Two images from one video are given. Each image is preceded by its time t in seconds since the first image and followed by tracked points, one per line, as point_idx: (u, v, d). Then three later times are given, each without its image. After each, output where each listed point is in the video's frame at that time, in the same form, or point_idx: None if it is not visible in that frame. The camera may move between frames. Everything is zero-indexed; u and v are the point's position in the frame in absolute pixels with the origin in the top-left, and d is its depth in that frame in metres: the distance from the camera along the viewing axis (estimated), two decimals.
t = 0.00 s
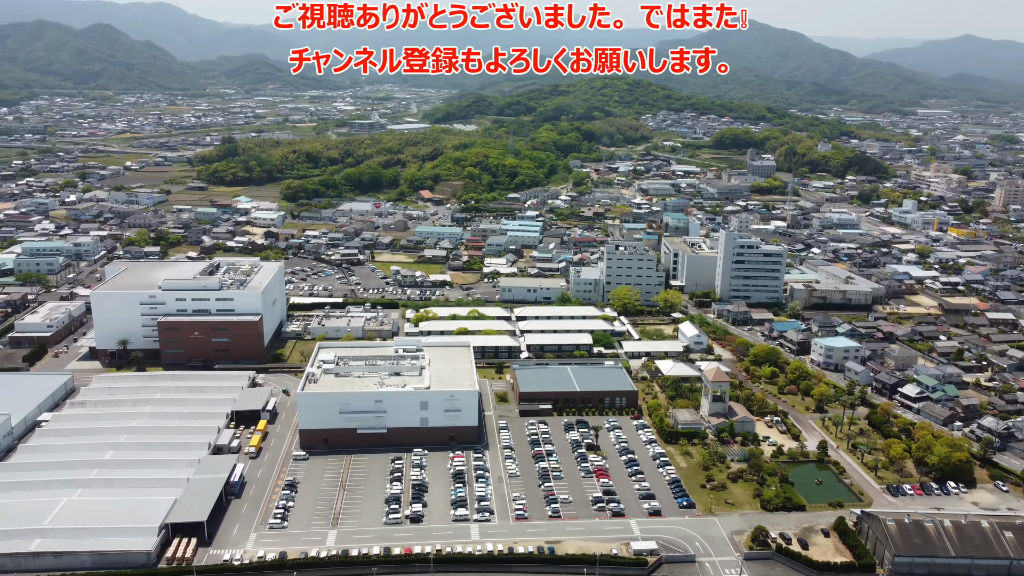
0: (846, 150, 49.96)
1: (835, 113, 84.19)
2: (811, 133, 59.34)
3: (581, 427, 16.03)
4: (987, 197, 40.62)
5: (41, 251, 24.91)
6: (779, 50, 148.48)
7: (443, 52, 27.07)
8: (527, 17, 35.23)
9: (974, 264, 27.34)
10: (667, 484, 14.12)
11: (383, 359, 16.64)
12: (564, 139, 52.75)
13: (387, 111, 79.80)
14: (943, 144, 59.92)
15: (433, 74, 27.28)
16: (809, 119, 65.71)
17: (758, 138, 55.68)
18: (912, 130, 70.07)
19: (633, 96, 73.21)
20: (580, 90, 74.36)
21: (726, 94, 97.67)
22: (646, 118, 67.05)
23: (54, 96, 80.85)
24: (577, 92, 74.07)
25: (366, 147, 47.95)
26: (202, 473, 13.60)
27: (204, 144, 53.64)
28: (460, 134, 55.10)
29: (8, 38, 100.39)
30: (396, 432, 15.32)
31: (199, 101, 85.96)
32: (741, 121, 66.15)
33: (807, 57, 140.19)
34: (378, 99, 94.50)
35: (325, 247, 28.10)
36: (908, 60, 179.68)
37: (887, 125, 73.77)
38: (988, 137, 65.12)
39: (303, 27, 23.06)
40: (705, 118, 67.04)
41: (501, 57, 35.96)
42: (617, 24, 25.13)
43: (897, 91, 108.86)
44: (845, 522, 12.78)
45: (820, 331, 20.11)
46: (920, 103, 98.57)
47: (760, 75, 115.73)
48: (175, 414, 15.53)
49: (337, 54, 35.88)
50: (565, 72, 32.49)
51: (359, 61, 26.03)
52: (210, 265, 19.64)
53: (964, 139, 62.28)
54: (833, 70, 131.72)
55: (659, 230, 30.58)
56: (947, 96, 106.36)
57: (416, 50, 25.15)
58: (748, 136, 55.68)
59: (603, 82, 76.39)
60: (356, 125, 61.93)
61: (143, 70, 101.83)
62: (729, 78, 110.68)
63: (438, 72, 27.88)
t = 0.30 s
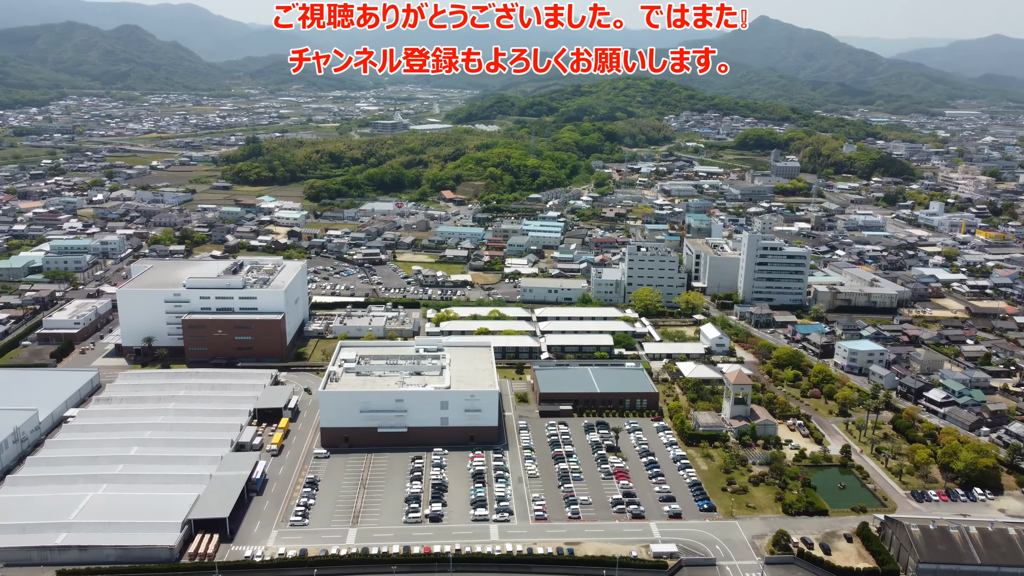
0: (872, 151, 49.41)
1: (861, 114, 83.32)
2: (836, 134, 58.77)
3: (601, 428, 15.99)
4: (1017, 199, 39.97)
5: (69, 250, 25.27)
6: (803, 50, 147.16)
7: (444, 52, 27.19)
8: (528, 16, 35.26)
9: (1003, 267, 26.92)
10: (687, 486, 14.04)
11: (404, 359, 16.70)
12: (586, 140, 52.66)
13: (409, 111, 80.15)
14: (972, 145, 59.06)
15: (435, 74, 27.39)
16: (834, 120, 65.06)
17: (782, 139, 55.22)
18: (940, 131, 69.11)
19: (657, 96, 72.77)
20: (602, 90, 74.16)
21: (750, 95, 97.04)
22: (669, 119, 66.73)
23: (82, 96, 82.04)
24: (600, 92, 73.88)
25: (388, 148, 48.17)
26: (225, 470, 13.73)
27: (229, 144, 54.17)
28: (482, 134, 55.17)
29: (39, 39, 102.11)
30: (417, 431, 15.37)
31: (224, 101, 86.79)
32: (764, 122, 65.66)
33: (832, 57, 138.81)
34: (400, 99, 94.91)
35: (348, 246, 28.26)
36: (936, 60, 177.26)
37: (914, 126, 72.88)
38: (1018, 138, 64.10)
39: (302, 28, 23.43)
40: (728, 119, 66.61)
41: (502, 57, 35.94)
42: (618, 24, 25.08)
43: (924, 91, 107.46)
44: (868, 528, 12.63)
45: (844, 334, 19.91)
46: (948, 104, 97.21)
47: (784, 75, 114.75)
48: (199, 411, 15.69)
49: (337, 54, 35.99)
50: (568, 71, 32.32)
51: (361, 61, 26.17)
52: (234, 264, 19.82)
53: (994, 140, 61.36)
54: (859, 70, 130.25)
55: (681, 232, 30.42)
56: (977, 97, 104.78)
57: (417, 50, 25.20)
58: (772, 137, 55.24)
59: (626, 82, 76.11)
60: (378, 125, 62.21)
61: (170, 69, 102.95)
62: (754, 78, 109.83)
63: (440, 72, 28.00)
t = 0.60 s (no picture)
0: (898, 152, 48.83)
1: (887, 115, 82.38)
2: (861, 135, 58.18)
3: (620, 430, 15.95)
4: None
5: (95, 248, 25.61)
6: (827, 49, 145.77)
7: (443, 52, 27.28)
8: (527, 16, 35.27)
9: None
10: (707, 489, 13.96)
11: (424, 358, 16.75)
12: (608, 140, 52.54)
13: (431, 112, 80.45)
14: (1001, 147, 58.18)
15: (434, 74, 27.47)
16: (859, 121, 64.34)
17: (806, 139, 54.72)
18: (967, 133, 68.16)
19: (679, 96, 72.42)
20: (624, 90, 73.90)
21: (773, 95, 96.32)
22: (691, 120, 66.37)
23: (109, 97, 83.15)
24: (621, 92, 73.64)
25: (410, 148, 48.33)
26: (246, 467, 13.85)
27: (253, 144, 54.65)
28: (503, 134, 55.20)
29: (67, 40, 103.76)
30: (437, 431, 15.40)
31: (248, 102, 87.51)
32: (788, 122, 65.14)
33: (856, 57, 137.39)
34: (423, 100, 95.19)
35: (369, 246, 28.40)
36: (963, 59, 174.69)
37: (941, 128, 71.97)
38: None
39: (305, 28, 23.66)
40: (751, 120, 66.13)
41: (502, 57, 35.94)
42: (619, 26, 25.03)
43: (951, 92, 106.00)
44: (891, 533, 12.47)
45: (867, 337, 19.71)
46: (977, 105, 95.81)
47: (808, 75, 113.70)
48: (221, 408, 15.83)
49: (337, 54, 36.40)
50: (567, 71, 32.20)
51: (360, 61, 26.26)
52: (256, 263, 19.98)
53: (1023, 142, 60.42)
54: (885, 71, 128.79)
55: (703, 232, 30.25)
56: (1006, 98, 103.17)
57: (416, 50, 25.25)
58: (796, 138, 54.80)
59: (648, 82, 75.81)
60: (399, 126, 62.40)
61: (195, 69, 103.92)
62: (777, 78, 108.92)
63: (439, 71, 28.10)
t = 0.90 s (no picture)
0: (922, 154, 48.27)
1: (911, 116, 81.50)
2: (885, 136, 57.56)
3: (639, 432, 15.90)
4: None
5: (120, 247, 25.92)
6: (851, 49, 144.25)
7: (443, 52, 27.35)
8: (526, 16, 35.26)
9: None
10: (727, 492, 13.87)
11: (443, 358, 16.79)
12: (628, 141, 52.42)
13: (452, 112, 80.61)
14: None
15: (434, 73, 27.54)
16: (884, 121, 63.66)
17: (829, 140, 54.24)
18: (994, 134, 67.19)
19: (700, 96, 72.00)
20: (645, 90, 73.60)
21: (796, 96, 95.60)
22: (713, 120, 65.97)
23: (134, 97, 84.21)
24: (642, 92, 73.35)
25: (430, 148, 48.46)
26: (267, 465, 13.96)
27: (275, 144, 55.09)
28: (524, 135, 55.20)
29: (93, 41, 105.30)
30: (456, 431, 15.44)
31: (271, 102, 88.20)
32: (810, 123, 64.64)
33: (880, 57, 135.91)
34: (443, 101, 95.37)
35: (389, 246, 28.51)
36: (990, 59, 172.24)
37: (967, 129, 71.00)
38: None
39: (302, 28, 23.57)
40: (773, 121, 65.65)
41: (502, 57, 35.92)
42: (618, 24, 25.02)
43: (978, 92, 104.56)
44: (913, 539, 12.33)
45: (891, 340, 19.50)
46: (1005, 105, 94.44)
47: (831, 75, 112.62)
48: (242, 406, 15.96)
49: (335, 53, 36.81)
50: (567, 71, 32.17)
51: (360, 61, 26.35)
52: (277, 262, 20.13)
53: None
54: (910, 71, 127.26)
55: (723, 233, 30.06)
56: None
57: (416, 50, 25.27)
58: (818, 138, 54.36)
59: (669, 82, 75.44)
60: (420, 126, 62.54)
61: (218, 70, 104.89)
62: (799, 78, 108.03)
63: (439, 71, 28.18)
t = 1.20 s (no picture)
0: (948, 155, 47.68)
1: (937, 116, 80.52)
2: (909, 137, 56.91)
3: (658, 433, 15.83)
4: None
5: (143, 245, 26.22)
6: (875, 49, 142.75)
7: (443, 52, 27.44)
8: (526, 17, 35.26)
9: None
10: (746, 496, 13.76)
11: (462, 358, 16.82)
12: (649, 142, 52.25)
13: (472, 113, 80.72)
14: None
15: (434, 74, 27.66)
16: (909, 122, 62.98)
17: (852, 141, 53.73)
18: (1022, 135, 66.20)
19: (722, 96, 71.55)
20: (666, 91, 73.27)
21: (820, 96, 94.77)
22: (734, 121, 65.52)
23: (158, 97, 85.19)
24: (663, 92, 73.02)
25: (450, 149, 48.56)
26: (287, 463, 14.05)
27: (296, 144, 55.52)
28: (544, 135, 55.19)
29: (118, 43, 106.90)
30: (475, 431, 15.46)
31: (293, 102, 88.91)
32: (834, 124, 64.09)
33: (905, 57, 134.47)
34: (464, 101, 95.54)
35: (409, 246, 28.60)
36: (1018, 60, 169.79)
37: (995, 129, 70.02)
38: None
39: (303, 28, 23.83)
40: (796, 121, 65.12)
41: (502, 56, 35.92)
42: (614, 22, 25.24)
43: (1008, 92, 103.12)
44: (936, 545, 12.16)
45: (914, 344, 19.29)
46: None
47: (855, 75, 111.55)
48: (262, 405, 16.08)
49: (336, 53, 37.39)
50: (567, 71, 32.09)
51: (360, 61, 26.43)
52: (299, 261, 20.26)
53: None
54: (937, 71, 125.75)
55: (745, 235, 29.84)
56: None
57: (416, 50, 25.34)
58: (841, 139, 53.86)
59: (691, 82, 75.06)
60: (440, 126, 62.64)
61: (241, 70, 105.92)
62: (823, 78, 107.13)
63: (439, 71, 28.31)
